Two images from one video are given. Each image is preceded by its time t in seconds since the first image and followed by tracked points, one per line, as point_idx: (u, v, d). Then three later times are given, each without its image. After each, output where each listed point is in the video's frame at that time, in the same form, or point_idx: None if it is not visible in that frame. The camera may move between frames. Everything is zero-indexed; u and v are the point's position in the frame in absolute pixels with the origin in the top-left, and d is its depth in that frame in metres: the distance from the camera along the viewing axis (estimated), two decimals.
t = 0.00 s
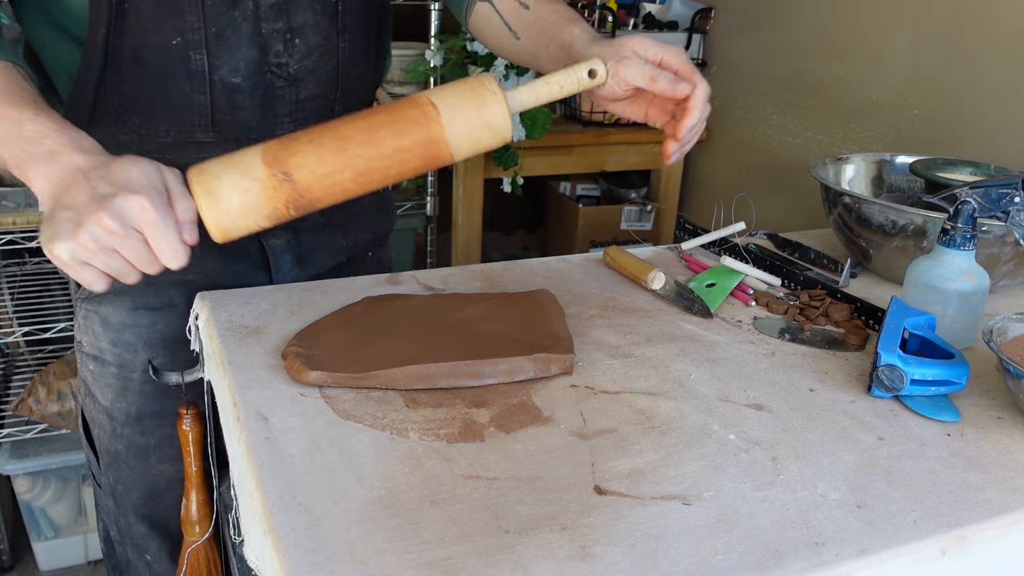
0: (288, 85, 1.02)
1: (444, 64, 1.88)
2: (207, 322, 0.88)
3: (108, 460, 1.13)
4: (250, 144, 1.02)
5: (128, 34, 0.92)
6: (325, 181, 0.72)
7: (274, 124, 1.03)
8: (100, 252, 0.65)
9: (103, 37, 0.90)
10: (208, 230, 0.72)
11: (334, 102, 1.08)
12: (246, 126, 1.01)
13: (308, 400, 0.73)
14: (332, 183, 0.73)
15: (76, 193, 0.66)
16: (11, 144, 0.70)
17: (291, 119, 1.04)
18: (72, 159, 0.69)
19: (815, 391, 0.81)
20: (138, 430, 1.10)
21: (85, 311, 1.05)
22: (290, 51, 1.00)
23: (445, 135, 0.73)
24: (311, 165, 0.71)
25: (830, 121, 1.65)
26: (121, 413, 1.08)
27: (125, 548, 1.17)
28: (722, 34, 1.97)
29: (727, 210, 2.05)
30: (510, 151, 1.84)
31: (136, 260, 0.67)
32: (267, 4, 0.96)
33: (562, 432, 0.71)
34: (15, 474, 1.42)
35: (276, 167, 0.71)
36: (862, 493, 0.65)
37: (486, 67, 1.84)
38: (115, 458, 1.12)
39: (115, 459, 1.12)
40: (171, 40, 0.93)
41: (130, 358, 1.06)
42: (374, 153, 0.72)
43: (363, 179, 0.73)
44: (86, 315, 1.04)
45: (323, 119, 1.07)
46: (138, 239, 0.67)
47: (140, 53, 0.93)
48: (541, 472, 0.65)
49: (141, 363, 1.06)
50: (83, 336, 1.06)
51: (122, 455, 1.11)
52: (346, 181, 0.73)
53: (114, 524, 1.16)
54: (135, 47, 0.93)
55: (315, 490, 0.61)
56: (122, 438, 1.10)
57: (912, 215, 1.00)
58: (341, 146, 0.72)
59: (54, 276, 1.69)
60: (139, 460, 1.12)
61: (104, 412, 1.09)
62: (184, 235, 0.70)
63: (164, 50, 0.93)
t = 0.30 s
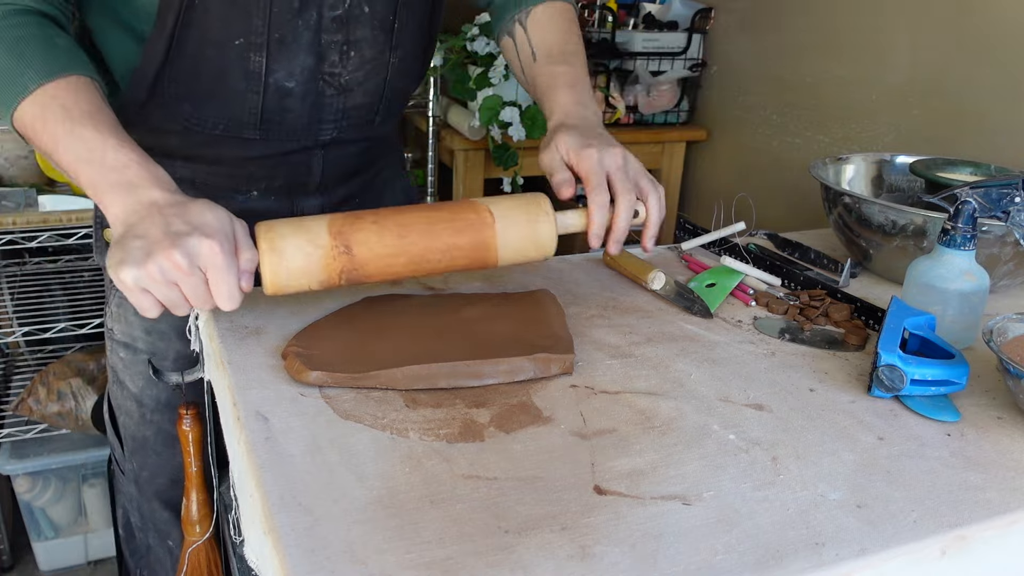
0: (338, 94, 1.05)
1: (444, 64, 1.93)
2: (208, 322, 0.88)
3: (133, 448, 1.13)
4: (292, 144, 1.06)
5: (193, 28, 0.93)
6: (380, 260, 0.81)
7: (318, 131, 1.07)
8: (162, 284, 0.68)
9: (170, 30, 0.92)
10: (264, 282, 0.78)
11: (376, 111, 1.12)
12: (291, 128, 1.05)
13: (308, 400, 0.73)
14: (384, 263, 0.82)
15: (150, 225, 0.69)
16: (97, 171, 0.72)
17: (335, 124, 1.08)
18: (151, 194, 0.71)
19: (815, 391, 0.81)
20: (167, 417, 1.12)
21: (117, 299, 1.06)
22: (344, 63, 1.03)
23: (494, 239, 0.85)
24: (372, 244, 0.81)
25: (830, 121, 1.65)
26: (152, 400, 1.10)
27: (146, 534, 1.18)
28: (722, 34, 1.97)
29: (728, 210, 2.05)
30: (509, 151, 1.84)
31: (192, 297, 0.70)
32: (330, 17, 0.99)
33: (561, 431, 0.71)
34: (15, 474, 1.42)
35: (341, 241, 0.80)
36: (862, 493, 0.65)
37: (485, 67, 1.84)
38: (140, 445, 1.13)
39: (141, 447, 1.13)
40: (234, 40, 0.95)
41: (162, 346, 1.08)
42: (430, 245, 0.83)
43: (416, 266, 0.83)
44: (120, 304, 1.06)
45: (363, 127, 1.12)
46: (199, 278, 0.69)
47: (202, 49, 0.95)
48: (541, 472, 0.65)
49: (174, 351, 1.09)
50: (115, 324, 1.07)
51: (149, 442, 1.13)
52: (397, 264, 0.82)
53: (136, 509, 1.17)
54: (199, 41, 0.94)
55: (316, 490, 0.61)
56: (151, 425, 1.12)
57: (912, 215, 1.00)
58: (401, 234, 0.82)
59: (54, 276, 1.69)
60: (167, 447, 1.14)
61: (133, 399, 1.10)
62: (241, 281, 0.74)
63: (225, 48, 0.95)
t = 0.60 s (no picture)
0: (352, 111, 1.04)
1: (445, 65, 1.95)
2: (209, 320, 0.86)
3: (131, 450, 1.14)
4: (304, 158, 1.06)
5: (206, 39, 0.93)
6: (396, 294, 0.83)
7: (332, 147, 1.06)
8: (181, 318, 0.69)
9: (183, 41, 0.92)
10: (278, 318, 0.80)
11: (392, 128, 1.10)
12: (303, 143, 1.04)
13: (308, 400, 0.73)
14: (400, 298, 0.83)
15: (177, 260, 0.72)
16: (133, 207, 0.74)
17: (348, 141, 1.07)
18: (184, 235, 0.74)
19: (815, 391, 0.81)
20: (165, 422, 1.12)
21: (126, 302, 1.06)
22: (360, 81, 1.01)
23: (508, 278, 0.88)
24: (390, 282, 0.83)
25: (830, 121, 1.65)
26: (150, 405, 1.10)
27: (144, 535, 1.19)
28: (722, 34, 1.97)
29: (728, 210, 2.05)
30: (509, 151, 1.84)
31: (209, 334, 0.71)
32: (347, 35, 0.97)
33: (562, 431, 0.71)
34: (15, 474, 1.43)
35: (357, 277, 0.83)
36: (862, 493, 0.65)
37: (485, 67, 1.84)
38: (138, 449, 1.13)
39: (140, 449, 1.13)
40: (246, 55, 0.95)
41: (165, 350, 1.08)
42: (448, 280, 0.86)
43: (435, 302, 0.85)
44: (126, 305, 1.06)
45: (377, 143, 1.11)
46: (217, 315, 0.71)
47: (215, 62, 0.95)
48: (542, 472, 0.65)
49: (175, 359, 1.08)
50: (120, 325, 1.07)
51: (147, 446, 1.13)
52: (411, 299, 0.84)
53: (137, 511, 1.18)
54: (211, 54, 0.94)
55: (316, 490, 0.61)
56: (149, 429, 1.12)
57: (913, 215, 1.00)
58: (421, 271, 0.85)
59: (54, 276, 1.69)
60: (164, 451, 1.13)
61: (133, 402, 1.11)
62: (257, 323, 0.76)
63: (238, 62, 0.95)
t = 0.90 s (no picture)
0: (342, 108, 1.03)
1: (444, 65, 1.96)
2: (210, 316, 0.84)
3: (128, 449, 1.14)
4: (294, 155, 1.05)
5: (192, 32, 0.95)
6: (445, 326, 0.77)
7: (322, 142, 1.05)
8: (181, 360, 0.65)
9: (167, 37, 0.95)
10: (290, 365, 0.72)
11: (384, 125, 1.10)
12: (292, 138, 1.04)
13: (309, 399, 0.74)
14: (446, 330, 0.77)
15: (178, 298, 0.68)
16: (133, 237, 0.71)
17: (339, 137, 1.06)
18: (185, 270, 0.71)
19: (815, 391, 0.81)
20: (159, 424, 1.11)
21: (118, 301, 1.06)
22: (350, 77, 1.01)
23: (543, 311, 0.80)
24: (462, 308, 0.77)
25: (830, 120, 1.65)
26: (141, 406, 1.09)
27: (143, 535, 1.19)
28: (722, 34, 1.97)
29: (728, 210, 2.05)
30: (509, 151, 1.84)
31: (211, 377, 0.67)
32: (336, 31, 0.97)
33: (561, 431, 0.71)
34: (15, 474, 1.43)
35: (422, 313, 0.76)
36: (862, 493, 0.65)
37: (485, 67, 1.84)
38: (133, 448, 1.14)
39: (135, 449, 1.13)
40: (234, 50, 0.95)
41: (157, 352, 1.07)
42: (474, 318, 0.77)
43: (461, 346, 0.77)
44: (120, 306, 1.06)
45: (369, 141, 1.10)
46: (221, 357, 0.66)
47: (203, 56, 0.96)
48: (542, 472, 0.65)
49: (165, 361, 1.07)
50: (116, 325, 1.07)
51: (141, 446, 1.13)
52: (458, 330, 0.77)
53: (134, 511, 1.18)
54: (197, 47, 0.96)
55: (316, 490, 0.61)
56: (143, 430, 1.11)
57: (912, 215, 1.00)
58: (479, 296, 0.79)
59: (54, 277, 1.70)
60: (158, 453, 1.13)
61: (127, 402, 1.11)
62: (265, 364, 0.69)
63: (225, 58, 0.96)
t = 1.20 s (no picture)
0: (335, 109, 1.04)
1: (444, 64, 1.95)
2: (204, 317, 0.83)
3: (123, 444, 1.14)
4: (287, 154, 1.06)
5: (190, 38, 0.94)
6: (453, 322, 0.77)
7: (314, 142, 1.06)
8: (187, 370, 0.65)
9: (165, 43, 0.94)
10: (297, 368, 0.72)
11: (374, 125, 1.11)
12: (285, 139, 1.04)
13: (309, 400, 0.74)
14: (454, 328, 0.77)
15: (181, 306, 0.67)
16: (135, 244, 0.71)
17: (331, 138, 1.07)
18: (189, 278, 0.71)
19: (816, 392, 0.81)
20: (154, 417, 1.12)
21: (112, 297, 1.08)
22: (344, 81, 1.02)
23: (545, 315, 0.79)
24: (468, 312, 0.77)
25: (830, 121, 1.65)
26: (138, 399, 1.10)
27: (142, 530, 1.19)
28: (722, 34, 1.97)
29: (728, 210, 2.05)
30: (510, 151, 1.84)
31: (217, 386, 0.66)
32: (332, 37, 0.97)
33: (562, 432, 0.71)
34: (15, 474, 1.43)
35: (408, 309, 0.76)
36: (863, 494, 0.65)
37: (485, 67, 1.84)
38: (129, 443, 1.13)
39: (131, 444, 1.13)
40: (231, 55, 0.95)
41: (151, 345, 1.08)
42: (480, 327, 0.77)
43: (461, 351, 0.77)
44: (112, 302, 1.07)
45: (360, 140, 1.11)
46: (228, 365, 0.66)
47: (200, 58, 0.95)
48: (543, 473, 0.65)
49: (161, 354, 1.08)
50: (108, 322, 1.08)
51: (137, 440, 1.13)
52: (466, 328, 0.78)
53: (132, 506, 1.18)
54: (194, 53, 0.95)
55: (316, 490, 0.61)
56: (140, 423, 1.11)
57: (913, 215, 1.00)
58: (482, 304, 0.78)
59: (54, 277, 1.70)
60: (154, 446, 1.14)
61: (123, 397, 1.11)
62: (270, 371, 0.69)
63: (222, 61, 0.95)
